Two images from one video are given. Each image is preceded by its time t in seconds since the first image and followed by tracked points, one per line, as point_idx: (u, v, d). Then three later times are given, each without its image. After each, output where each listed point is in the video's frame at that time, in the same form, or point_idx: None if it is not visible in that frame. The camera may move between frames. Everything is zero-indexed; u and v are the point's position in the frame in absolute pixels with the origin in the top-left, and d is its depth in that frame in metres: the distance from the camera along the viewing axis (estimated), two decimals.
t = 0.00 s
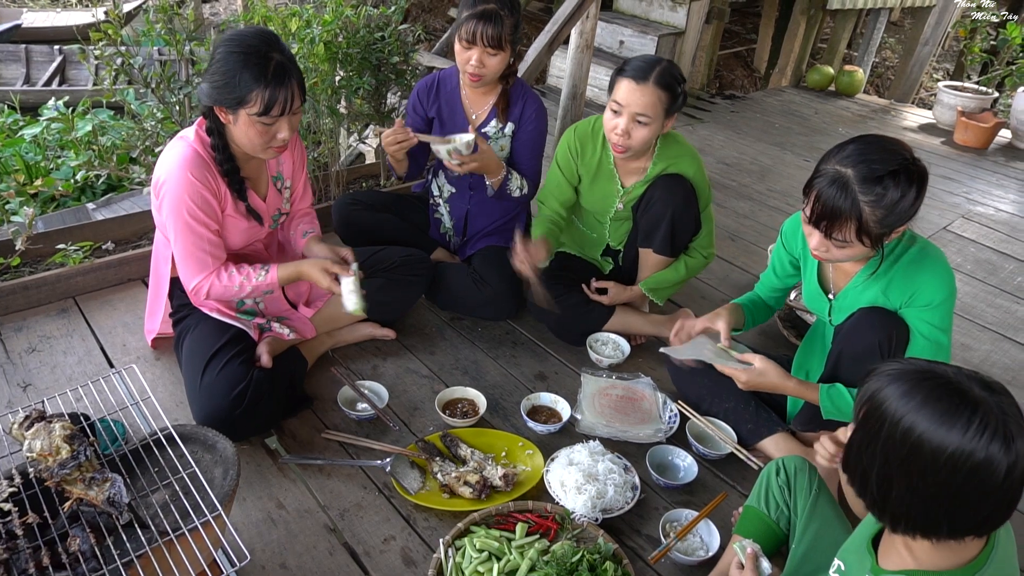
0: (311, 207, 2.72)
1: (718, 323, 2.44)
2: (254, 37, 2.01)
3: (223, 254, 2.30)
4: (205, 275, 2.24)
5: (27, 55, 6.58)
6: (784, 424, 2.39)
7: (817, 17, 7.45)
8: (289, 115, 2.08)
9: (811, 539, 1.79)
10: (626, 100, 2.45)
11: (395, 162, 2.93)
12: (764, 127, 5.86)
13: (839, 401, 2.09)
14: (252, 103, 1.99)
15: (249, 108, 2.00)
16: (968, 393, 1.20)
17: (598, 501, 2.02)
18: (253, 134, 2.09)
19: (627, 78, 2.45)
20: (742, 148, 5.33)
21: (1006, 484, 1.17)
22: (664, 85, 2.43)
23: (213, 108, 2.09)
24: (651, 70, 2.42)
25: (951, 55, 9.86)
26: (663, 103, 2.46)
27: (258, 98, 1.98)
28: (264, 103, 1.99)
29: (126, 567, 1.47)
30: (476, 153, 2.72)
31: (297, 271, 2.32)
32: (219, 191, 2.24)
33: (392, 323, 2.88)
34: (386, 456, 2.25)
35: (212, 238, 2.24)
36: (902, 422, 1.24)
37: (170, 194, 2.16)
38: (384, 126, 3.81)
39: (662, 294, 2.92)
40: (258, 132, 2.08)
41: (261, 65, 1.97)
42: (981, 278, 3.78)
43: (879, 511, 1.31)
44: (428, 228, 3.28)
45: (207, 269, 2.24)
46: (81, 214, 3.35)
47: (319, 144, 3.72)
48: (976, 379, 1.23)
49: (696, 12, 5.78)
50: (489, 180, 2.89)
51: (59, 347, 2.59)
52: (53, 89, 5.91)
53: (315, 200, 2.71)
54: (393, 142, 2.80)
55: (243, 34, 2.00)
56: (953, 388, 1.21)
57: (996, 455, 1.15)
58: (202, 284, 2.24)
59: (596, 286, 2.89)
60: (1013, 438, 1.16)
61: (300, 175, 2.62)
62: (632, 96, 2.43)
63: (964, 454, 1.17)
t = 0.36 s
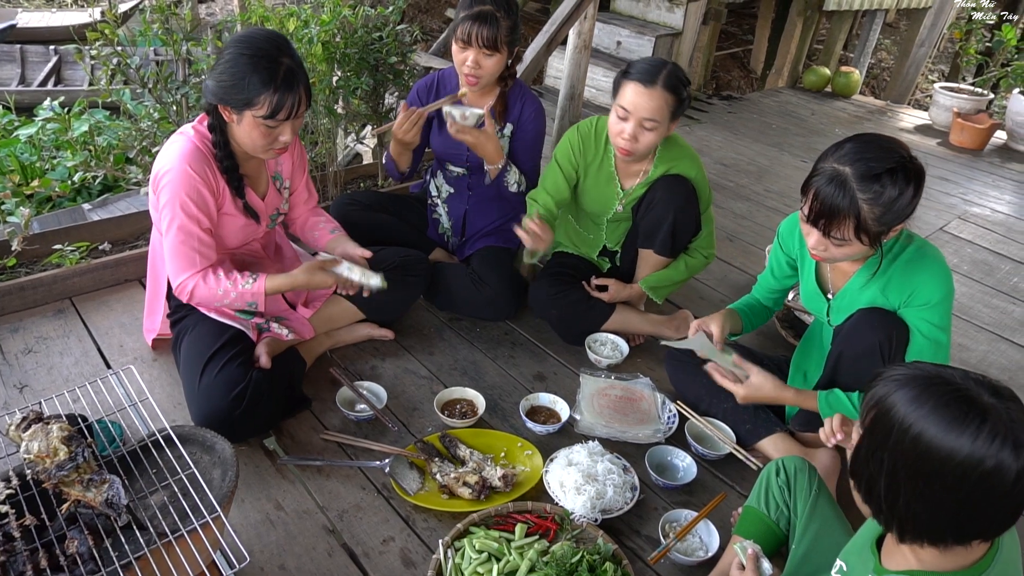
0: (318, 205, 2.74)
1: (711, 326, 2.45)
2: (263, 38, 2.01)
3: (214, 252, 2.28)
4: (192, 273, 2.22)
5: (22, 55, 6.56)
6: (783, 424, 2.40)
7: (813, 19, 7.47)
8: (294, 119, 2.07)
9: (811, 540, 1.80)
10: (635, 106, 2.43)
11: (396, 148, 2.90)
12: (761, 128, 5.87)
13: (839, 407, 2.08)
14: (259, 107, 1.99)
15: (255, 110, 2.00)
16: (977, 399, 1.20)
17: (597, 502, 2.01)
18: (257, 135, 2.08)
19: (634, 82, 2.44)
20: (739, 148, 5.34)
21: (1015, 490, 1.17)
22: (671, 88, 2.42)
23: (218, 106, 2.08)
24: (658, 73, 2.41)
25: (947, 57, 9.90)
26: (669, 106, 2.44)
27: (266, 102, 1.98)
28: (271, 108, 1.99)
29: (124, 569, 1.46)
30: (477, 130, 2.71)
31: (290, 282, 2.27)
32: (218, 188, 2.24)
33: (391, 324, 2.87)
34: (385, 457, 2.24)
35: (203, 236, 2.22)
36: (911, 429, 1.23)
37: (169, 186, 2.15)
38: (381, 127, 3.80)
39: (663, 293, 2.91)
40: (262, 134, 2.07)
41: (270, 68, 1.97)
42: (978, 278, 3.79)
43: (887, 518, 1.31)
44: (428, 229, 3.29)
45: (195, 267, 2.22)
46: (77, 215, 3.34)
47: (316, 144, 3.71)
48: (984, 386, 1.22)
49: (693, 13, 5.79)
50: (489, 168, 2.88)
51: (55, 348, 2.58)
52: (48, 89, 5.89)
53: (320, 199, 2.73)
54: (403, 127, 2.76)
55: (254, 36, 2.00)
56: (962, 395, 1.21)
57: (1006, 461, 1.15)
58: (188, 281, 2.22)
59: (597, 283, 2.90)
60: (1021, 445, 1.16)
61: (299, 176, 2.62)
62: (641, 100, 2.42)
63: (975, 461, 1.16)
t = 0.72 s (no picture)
0: (314, 213, 2.72)
1: (692, 359, 2.38)
2: (264, 38, 2.00)
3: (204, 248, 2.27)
4: (177, 268, 2.19)
5: (20, 56, 6.55)
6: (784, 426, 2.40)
7: (812, 18, 7.47)
8: (293, 119, 2.06)
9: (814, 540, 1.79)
10: (652, 130, 2.33)
11: (410, 133, 2.86)
12: (761, 128, 5.87)
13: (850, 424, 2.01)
14: (258, 106, 1.98)
15: (254, 109, 1.99)
16: (997, 400, 1.20)
17: (599, 503, 2.01)
18: (256, 135, 2.07)
19: (647, 105, 2.34)
20: (739, 148, 5.34)
21: None
22: (688, 111, 2.32)
23: (217, 105, 2.08)
24: (674, 95, 2.31)
25: (945, 56, 9.91)
26: (687, 130, 2.36)
27: (265, 102, 1.97)
28: (270, 107, 1.98)
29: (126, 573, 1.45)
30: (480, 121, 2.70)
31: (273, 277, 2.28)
32: (215, 185, 2.23)
33: (391, 324, 2.87)
34: (386, 458, 2.23)
35: (194, 231, 2.21)
36: (940, 440, 1.21)
37: (165, 180, 2.15)
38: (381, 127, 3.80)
39: (674, 295, 2.93)
40: (261, 133, 2.07)
41: (271, 68, 1.96)
42: (978, 278, 3.79)
43: (919, 528, 1.29)
44: (427, 229, 3.29)
45: (181, 262, 2.19)
46: (76, 216, 3.33)
47: (316, 144, 3.71)
48: (997, 383, 1.23)
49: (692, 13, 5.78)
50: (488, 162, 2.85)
51: (55, 349, 2.57)
52: (47, 89, 5.88)
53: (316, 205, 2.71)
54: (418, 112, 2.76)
55: (254, 36, 2.00)
56: (982, 397, 1.21)
57: None
58: (173, 276, 2.19)
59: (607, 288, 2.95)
60: None
61: (299, 178, 2.60)
62: (659, 124, 2.32)
63: (1010, 464, 1.16)
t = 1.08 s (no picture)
0: (311, 212, 2.71)
1: (641, 454, 1.85)
2: (254, 37, 1.99)
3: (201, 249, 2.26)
4: (176, 269, 2.19)
5: (13, 56, 6.50)
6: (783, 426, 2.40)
7: (807, 18, 7.48)
8: (284, 119, 2.05)
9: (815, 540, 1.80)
10: (655, 167, 2.11)
11: (393, 145, 2.88)
12: (757, 127, 5.87)
13: (850, 431, 2.00)
14: (248, 105, 1.96)
15: (244, 109, 1.98)
16: (999, 393, 1.20)
17: (600, 504, 2.00)
18: (246, 135, 2.06)
19: (648, 140, 2.11)
20: (735, 148, 5.34)
21: None
22: (692, 145, 2.11)
23: (209, 106, 2.06)
24: (676, 129, 2.09)
25: (939, 55, 9.95)
26: (689, 165, 2.15)
27: (254, 101, 1.96)
28: (260, 106, 1.96)
29: None
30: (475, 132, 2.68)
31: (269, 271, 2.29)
32: (209, 186, 2.21)
33: (389, 326, 2.85)
34: (385, 460, 2.22)
35: (189, 232, 2.20)
36: (945, 436, 1.21)
37: (158, 181, 2.13)
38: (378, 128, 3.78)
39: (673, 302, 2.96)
40: (251, 134, 2.05)
41: (260, 68, 1.95)
42: (975, 277, 3.80)
43: (925, 525, 1.28)
44: (425, 230, 3.28)
45: (180, 263, 2.19)
46: (70, 217, 3.31)
47: (312, 145, 3.69)
48: (996, 376, 1.23)
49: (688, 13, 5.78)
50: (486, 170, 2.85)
51: (50, 352, 2.55)
52: (40, 90, 5.84)
53: (313, 205, 2.70)
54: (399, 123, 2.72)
55: (244, 34, 1.98)
56: (984, 391, 1.21)
57: None
58: (172, 278, 2.18)
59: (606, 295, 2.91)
60: None
61: (295, 178, 2.58)
62: (661, 161, 2.09)
63: (1015, 457, 1.16)
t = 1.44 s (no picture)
0: (311, 211, 2.68)
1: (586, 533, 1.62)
2: (245, 36, 1.97)
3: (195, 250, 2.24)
4: (169, 269, 2.17)
5: (7, 54, 6.45)
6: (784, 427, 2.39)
7: (805, 17, 7.47)
8: (276, 118, 2.02)
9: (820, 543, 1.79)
10: (652, 200, 2.06)
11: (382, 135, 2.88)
12: (755, 126, 5.86)
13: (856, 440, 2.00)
14: (236, 104, 1.94)
15: (232, 108, 1.95)
16: (1008, 393, 1.19)
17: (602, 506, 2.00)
18: (236, 135, 2.03)
19: (646, 171, 2.06)
20: (734, 147, 5.33)
21: None
22: (690, 178, 2.06)
23: (201, 105, 2.04)
24: (675, 162, 2.04)
25: (936, 54, 9.96)
26: (687, 198, 2.10)
27: (242, 99, 1.93)
28: (247, 104, 1.94)
29: None
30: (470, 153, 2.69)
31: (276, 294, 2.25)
32: (203, 187, 2.19)
33: (389, 326, 2.84)
34: (386, 462, 2.21)
35: (183, 233, 2.18)
36: (955, 435, 1.20)
37: (150, 180, 2.11)
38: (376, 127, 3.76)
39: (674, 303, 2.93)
40: (241, 133, 2.02)
41: (249, 66, 1.92)
42: (974, 276, 3.80)
43: (936, 526, 1.27)
44: (424, 230, 3.26)
45: (172, 263, 2.17)
46: (65, 216, 3.27)
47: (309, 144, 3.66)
48: (1006, 376, 1.22)
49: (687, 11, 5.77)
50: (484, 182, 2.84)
51: (47, 353, 2.53)
52: (34, 88, 5.79)
53: (313, 204, 2.68)
54: (388, 113, 2.73)
55: (234, 32, 1.96)
56: (993, 391, 1.20)
57: None
58: (165, 278, 2.17)
59: (604, 297, 2.86)
60: None
61: (294, 179, 2.56)
62: (659, 194, 2.05)
63: None
